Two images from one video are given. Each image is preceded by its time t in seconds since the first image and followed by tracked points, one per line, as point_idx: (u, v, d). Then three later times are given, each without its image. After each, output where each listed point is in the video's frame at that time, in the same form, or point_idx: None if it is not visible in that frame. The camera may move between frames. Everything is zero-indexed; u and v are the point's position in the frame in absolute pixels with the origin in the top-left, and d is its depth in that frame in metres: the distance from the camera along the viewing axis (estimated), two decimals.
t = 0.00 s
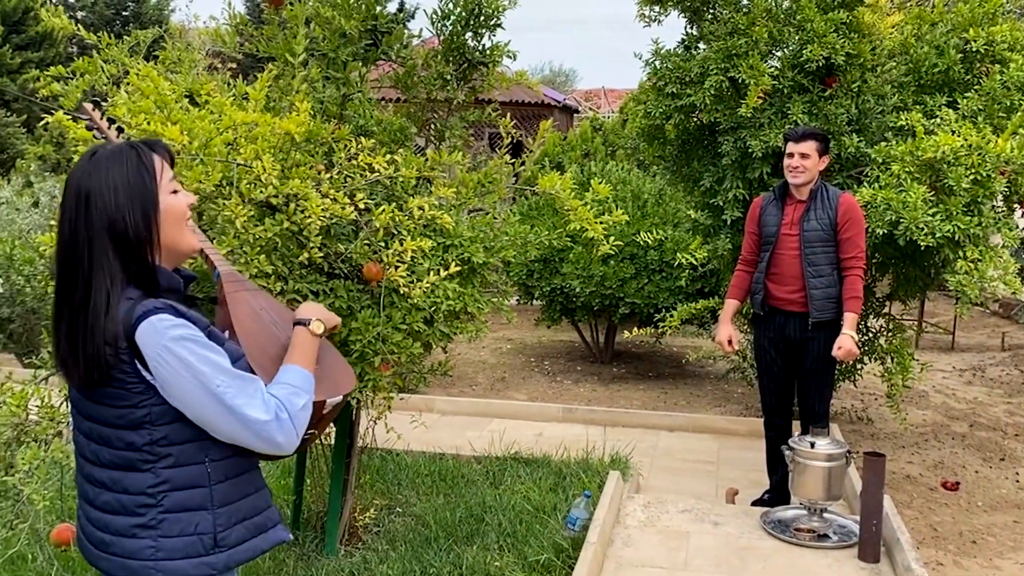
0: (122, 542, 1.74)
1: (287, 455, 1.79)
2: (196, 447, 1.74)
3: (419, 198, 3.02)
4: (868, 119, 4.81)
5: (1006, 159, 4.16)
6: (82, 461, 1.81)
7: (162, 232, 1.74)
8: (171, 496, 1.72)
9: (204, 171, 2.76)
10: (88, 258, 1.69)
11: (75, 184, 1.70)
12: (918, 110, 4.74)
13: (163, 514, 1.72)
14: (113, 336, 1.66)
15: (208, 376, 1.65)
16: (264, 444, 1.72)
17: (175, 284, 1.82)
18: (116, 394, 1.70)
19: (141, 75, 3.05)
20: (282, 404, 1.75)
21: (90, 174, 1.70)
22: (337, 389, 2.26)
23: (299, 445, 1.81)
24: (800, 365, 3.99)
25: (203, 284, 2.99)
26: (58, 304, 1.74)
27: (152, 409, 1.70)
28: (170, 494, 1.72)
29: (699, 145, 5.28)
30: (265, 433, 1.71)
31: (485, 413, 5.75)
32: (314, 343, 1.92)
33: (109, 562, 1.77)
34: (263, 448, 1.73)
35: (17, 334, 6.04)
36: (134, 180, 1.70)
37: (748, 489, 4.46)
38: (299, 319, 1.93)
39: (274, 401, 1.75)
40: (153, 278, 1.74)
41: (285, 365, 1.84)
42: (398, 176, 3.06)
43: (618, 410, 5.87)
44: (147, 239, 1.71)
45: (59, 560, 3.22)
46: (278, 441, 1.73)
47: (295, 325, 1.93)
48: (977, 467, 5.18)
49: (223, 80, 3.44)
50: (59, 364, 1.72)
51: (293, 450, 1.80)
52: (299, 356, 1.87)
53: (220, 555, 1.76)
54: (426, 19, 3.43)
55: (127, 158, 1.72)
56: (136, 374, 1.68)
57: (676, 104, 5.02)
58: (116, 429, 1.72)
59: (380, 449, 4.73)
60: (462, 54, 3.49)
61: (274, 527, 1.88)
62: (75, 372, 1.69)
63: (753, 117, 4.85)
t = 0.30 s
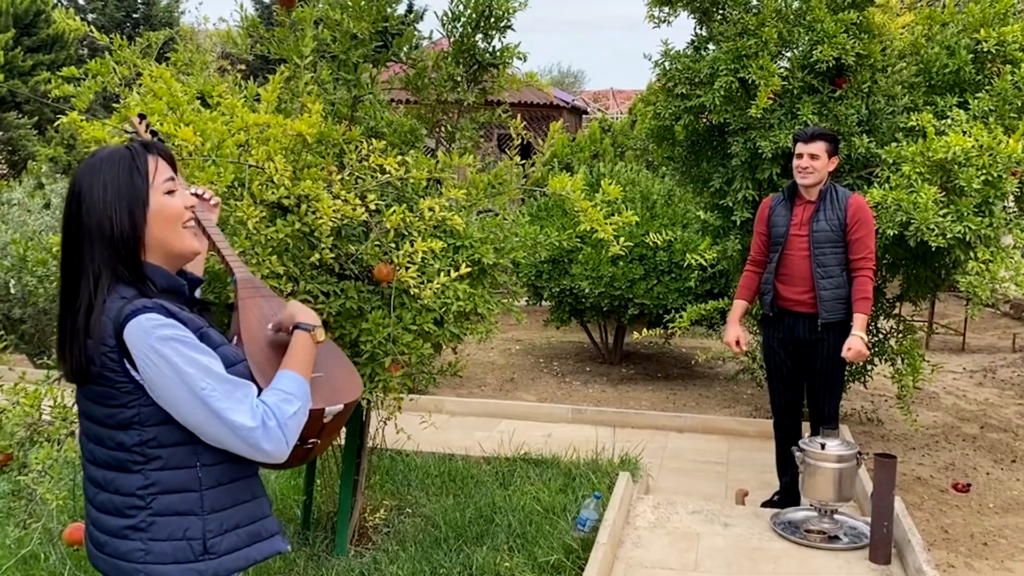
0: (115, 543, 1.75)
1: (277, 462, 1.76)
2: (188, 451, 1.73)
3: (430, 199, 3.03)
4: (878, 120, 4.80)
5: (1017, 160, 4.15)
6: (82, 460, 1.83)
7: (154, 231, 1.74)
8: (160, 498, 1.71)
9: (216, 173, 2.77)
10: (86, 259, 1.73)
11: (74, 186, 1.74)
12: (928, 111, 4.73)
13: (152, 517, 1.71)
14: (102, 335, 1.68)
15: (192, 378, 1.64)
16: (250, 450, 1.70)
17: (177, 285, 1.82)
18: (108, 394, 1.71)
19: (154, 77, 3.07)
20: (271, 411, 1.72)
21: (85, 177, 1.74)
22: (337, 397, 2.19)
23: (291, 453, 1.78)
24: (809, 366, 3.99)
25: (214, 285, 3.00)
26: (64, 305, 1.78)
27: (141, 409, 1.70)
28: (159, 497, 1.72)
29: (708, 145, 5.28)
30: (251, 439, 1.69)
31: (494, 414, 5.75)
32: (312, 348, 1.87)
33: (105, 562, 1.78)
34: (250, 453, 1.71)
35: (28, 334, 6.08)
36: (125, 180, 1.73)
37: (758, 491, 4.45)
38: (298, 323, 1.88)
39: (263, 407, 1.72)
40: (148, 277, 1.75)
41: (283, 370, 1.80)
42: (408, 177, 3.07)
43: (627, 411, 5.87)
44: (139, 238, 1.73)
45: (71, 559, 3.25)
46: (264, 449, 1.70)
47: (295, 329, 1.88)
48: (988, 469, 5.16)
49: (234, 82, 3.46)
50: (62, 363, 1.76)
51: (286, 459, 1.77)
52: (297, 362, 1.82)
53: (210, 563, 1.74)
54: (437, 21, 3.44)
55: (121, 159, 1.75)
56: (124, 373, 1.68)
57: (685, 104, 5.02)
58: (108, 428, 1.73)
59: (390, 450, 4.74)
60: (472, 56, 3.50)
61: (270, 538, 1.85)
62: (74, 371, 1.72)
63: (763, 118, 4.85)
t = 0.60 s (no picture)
0: (111, 553, 1.73)
1: (283, 475, 1.76)
2: (192, 462, 1.72)
3: (437, 201, 3.03)
4: (885, 121, 4.80)
5: None
6: (81, 465, 1.82)
7: (186, 244, 1.75)
8: (160, 509, 1.70)
9: (225, 175, 2.78)
10: (106, 265, 1.72)
11: (99, 192, 1.72)
12: (935, 112, 4.72)
13: (151, 528, 1.70)
14: (122, 342, 1.67)
15: (206, 388, 1.64)
16: (259, 462, 1.70)
17: (191, 294, 1.82)
18: (117, 400, 1.69)
19: (162, 80, 3.08)
20: (281, 424, 1.73)
21: (113, 183, 1.72)
22: (342, 412, 2.18)
23: (296, 467, 1.78)
24: (815, 367, 3.98)
25: (222, 287, 3.01)
26: (80, 311, 1.75)
27: (149, 418, 1.69)
28: (159, 508, 1.70)
29: (714, 146, 5.28)
30: (261, 451, 1.69)
31: (501, 416, 5.76)
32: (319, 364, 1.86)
33: (99, 572, 1.76)
34: (258, 466, 1.71)
35: (36, 336, 6.10)
36: (156, 193, 1.71)
37: (765, 493, 4.45)
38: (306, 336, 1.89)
39: (273, 420, 1.72)
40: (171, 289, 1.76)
41: (290, 383, 1.82)
42: (415, 179, 3.08)
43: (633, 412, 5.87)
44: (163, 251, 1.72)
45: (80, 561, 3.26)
46: (273, 461, 1.71)
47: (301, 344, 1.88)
48: (996, 471, 5.15)
49: (241, 85, 3.47)
50: (70, 363, 1.75)
51: (290, 473, 1.77)
52: (306, 378, 1.84)
53: None
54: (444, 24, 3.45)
55: (155, 170, 1.73)
56: (135, 380, 1.67)
57: (692, 106, 5.02)
58: (112, 436, 1.72)
59: (397, 452, 4.75)
60: (479, 58, 3.51)
61: (265, 556, 1.84)
62: (86, 373, 1.72)
63: (770, 120, 4.85)
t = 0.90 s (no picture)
0: (149, 554, 1.72)
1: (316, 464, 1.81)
2: (229, 457, 1.74)
3: (444, 203, 3.04)
4: (890, 123, 4.81)
5: None
6: (106, 472, 1.79)
7: (212, 246, 1.77)
8: (202, 506, 1.72)
9: (232, 177, 2.79)
10: (133, 275, 1.70)
11: (121, 202, 1.69)
12: (940, 113, 4.72)
13: (192, 525, 1.71)
14: (163, 346, 1.67)
15: (252, 383, 1.67)
16: (299, 453, 1.74)
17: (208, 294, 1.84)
18: (156, 403, 1.69)
19: (170, 83, 3.09)
20: (315, 414, 1.78)
21: (136, 192, 1.70)
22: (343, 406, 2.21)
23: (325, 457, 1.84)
24: (820, 368, 3.98)
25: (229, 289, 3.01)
26: (106, 325, 1.71)
27: (191, 417, 1.70)
28: (201, 504, 1.72)
29: (719, 148, 5.28)
30: (302, 442, 1.74)
31: (505, 417, 5.76)
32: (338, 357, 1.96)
33: None
34: (296, 455, 1.75)
35: (41, 337, 6.12)
36: (183, 200, 1.71)
37: (770, 495, 4.44)
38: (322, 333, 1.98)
39: (309, 411, 1.77)
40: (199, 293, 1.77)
41: (314, 376, 1.87)
42: (422, 181, 3.09)
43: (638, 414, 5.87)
44: (194, 256, 1.73)
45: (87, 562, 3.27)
46: (312, 450, 1.76)
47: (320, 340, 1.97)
48: (1001, 473, 5.14)
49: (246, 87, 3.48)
50: (99, 376, 1.72)
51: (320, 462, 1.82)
52: (327, 370, 1.91)
53: (246, 567, 1.76)
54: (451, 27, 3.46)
55: (174, 176, 1.73)
56: (178, 381, 1.68)
57: (697, 108, 5.02)
58: (149, 438, 1.71)
59: (402, 453, 4.76)
60: (486, 60, 3.51)
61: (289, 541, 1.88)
62: (119, 383, 1.69)
63: (774, 122, 4.85)
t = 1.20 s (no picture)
0: (190, 550, 1.73)
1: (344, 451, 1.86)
2: (263, 448, 1.78)
3: (447, 206, 3.03)
4: (893, 125, 4.85)
5: None
6: (135, 474, 1.76)
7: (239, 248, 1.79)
8: (243, 497, 1.75)
9: (236, 180, 2.80)
10: (167, 277, 1.68)
11: (155, 206, 1.68)
12: (943, 115, 4.71)
13: (234, 517, 1.74)
14: (210, 344, 1.69)
15: (294, 376, 1.72)
16: (334, 439, 1.80)
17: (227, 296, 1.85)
18: (200, 401, 1.70)
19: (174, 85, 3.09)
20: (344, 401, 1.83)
21: (170, 195, 1.69)
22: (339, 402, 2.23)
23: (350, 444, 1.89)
24: (823, 370, 3.97)
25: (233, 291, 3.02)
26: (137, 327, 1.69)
27: (234, 413, 1.73)
28: (242, 496, 1.75)
29: (722, 150, 5.29)
30: (337, 429, 1.79)
31: (508, 419, 5.76)
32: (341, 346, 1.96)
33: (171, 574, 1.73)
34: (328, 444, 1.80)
35: (45, 339, 6.14)
36: (216, 203, 1.72)
37: (773, 497, 4.44)
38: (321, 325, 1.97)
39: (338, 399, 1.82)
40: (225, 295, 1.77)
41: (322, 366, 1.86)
42: (426, 183, 3.09)
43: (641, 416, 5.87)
44: (226, 258, 1.74)
45: (90, 564, 3.27)
46: (344, 436, 1.81)
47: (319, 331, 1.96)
48: (1004, 475, 5.13)
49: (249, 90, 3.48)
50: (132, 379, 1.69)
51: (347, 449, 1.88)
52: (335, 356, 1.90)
53: (282, 553, 1.81)
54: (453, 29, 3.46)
55: (206, 179, 1.74)
56: (224, 378, 1.70)
57: (699, 110, 5.03)
58: (190, 435, 1.72)
59: (406, 455, 4.76)
60: (489, 63, 3.51)
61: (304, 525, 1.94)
62: (156, 385, 1.68)
63: (777, 124, 4.86)
